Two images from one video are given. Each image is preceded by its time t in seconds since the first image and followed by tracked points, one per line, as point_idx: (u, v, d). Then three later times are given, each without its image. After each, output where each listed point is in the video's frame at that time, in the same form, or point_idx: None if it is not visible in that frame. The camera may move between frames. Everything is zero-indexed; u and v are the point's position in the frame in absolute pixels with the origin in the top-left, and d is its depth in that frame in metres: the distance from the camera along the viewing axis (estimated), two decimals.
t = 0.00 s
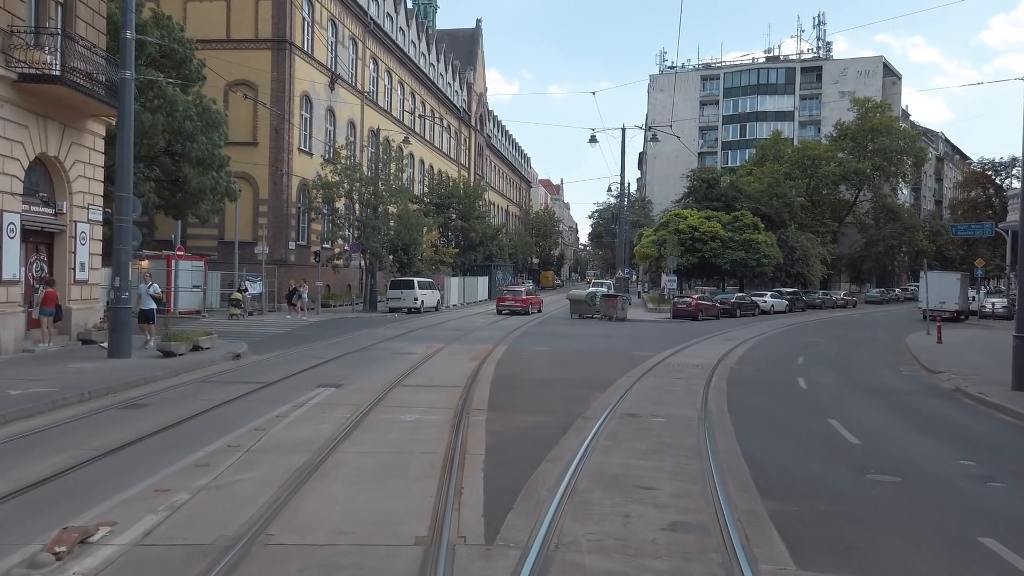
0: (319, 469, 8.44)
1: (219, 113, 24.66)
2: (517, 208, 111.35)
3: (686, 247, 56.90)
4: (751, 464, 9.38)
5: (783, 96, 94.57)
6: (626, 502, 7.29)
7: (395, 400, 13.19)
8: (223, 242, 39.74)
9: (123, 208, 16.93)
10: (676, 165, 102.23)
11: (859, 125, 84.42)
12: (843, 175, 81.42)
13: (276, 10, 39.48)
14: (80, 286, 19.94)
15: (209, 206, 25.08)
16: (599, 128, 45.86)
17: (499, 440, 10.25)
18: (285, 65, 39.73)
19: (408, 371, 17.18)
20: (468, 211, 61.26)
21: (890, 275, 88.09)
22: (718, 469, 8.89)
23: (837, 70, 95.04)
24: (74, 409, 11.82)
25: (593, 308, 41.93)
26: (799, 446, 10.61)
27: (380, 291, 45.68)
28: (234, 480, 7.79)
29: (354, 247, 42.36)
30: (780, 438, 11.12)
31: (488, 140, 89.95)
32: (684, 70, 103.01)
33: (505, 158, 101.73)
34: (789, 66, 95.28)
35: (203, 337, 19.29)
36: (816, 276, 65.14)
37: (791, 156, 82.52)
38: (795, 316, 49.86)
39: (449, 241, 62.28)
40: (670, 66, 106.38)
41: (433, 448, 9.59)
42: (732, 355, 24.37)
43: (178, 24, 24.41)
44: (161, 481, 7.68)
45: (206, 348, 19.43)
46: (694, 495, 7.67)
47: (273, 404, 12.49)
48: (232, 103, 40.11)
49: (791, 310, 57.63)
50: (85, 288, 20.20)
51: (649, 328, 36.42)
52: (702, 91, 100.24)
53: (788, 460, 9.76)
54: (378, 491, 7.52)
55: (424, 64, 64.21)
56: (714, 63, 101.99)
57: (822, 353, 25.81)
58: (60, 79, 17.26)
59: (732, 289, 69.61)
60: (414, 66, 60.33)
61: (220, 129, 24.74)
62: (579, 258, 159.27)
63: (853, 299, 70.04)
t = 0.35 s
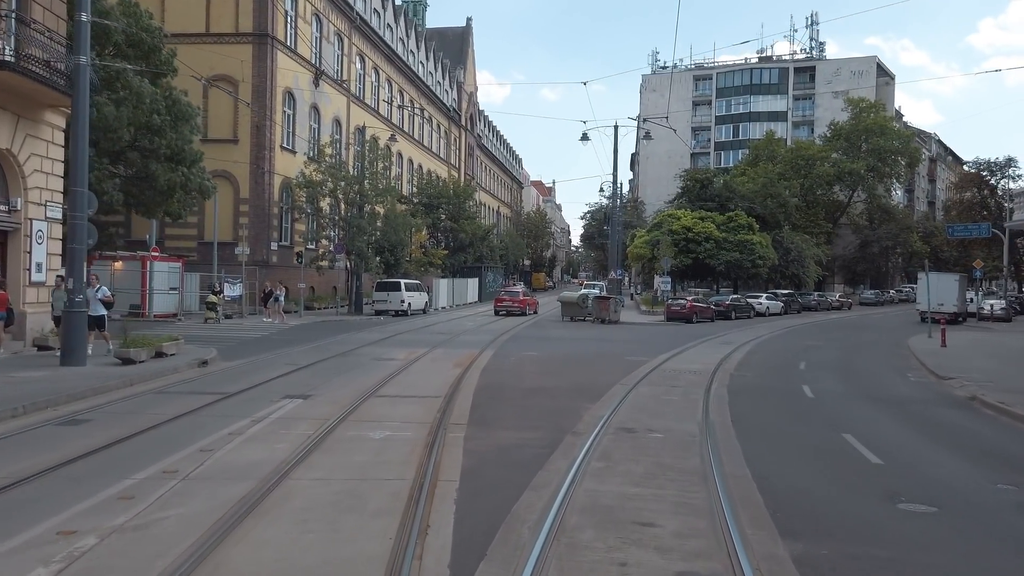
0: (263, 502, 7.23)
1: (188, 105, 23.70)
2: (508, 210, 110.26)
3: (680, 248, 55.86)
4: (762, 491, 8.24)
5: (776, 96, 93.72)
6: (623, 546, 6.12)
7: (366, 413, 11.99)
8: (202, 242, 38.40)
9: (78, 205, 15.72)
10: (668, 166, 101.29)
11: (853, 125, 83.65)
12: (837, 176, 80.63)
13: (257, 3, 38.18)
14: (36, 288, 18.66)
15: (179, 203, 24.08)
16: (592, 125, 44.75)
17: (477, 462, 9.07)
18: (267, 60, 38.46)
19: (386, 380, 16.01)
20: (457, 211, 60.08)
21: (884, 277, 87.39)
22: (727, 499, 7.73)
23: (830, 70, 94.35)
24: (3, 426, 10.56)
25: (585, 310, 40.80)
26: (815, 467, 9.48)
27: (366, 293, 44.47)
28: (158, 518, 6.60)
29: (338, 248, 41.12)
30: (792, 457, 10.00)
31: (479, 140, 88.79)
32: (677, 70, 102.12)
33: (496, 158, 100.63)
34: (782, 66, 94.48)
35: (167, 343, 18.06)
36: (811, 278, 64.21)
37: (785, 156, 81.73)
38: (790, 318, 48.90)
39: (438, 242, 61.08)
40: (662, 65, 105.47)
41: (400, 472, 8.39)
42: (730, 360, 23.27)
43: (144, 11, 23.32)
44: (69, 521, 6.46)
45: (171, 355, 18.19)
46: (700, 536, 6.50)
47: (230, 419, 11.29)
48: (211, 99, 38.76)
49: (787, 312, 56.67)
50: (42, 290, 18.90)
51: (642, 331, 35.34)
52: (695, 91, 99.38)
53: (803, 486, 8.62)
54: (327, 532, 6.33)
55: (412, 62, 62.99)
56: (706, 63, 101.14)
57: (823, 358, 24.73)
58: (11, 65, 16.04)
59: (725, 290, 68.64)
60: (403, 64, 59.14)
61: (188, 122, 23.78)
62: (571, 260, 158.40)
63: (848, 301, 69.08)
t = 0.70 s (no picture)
0: (186, 544, 6.05)
1: (152, 96, 22.65)
2: (499, 209, 109.11)
3: (673, 249, 54.80)
4: (777, 526, 7.12)
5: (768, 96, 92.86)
6: None
7: (331, 428, 10.80)
8: (179, 242, 37.03)
9: (24, 197, 14.52)
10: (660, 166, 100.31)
11: (846, 125, 82.91)
12: (830, 176, 79.83)
13: None
14: None
15: (144, 201, 22.68)
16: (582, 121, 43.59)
17: (447, 488, 7.90)
18: (246, 53, 37.14)
19: (359, 388, 14.79)
20: (445, 210, 58.84)
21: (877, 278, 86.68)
22: (739, 539, 6.59)
23: (822, 70, 93.60)
24: None
25: (575, 312, 39.63)
26: (834, 495, 8.37)
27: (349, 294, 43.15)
28: (49, 571, 5.42)
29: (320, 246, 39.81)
30: (807, 482, 8.88)
31: (468, 139, 87.61)
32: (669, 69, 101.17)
33: (486, 158, 99.45)
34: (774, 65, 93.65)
35: (124, 348, 16.80)
36: (805, 279, 63.29)
37: (777, 156, 80.90)
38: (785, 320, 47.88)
39: (426, 242, 59.82)
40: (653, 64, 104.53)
41: (356, 503, 7.21)
42: (727, 363, 22.15)
43: None
44: None
45: (129, 361, 16.95)
46: None
47: (174, 437, 10.06)
48: (189, 93, 37.39)
49: (780, 313, 55.69)
50: None
51: (634, 333, 34.26)
52: (686, 91, 98.45)
53: (828, 519, 7.44)
54: None
55: (400, 58, 61.78)
56: (698, 62, 100.25)
57: (824, 362, 23.62)
58: None
59: (718, 291, 67.69)
60: (390, 60, 57.87)
61: (151, 114, 22.76)
62: (563, 260, 157.43)
63: (842, 302, 68.21)
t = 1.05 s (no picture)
0: None
1: (117, 85, 21.84)
2: (489, 208, 107.91)
3: (666, 247, 53.63)
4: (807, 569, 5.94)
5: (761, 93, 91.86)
6: None
7: (286, 446, 9.55)
8: (155, 240, 35.65)
9: None
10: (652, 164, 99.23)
11: (840, 122, 82.05)
12: (824, 173, 78.91)
13: None
14: None
15: (106, 193, 22.12)
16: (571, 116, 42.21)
17: (409, 524, 6.68)
18: (224, 43, 35.82)
19: (327, 397, 13.54)
20: (434, 208, 57.56)
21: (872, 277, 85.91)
22: None
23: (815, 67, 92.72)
24: None
25: (566, 312, 38.46)
26: (866, 529, 7.20)
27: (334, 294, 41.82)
28: None
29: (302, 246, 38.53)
30: (830, 511, 7.71)
31: (458, 137, 86.33)
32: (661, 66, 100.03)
33: (476, 155, 98.20)
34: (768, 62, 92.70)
35: (75, 353, 15.51)
36: (799, 278, 62.24)
37: (771, 154, 79.97)
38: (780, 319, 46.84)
39: (414, 240, 58.56)
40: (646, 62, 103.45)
41: (297, 548, 5.98)
42: (725, 366, 21.01)
43: None
44: None
45: (81, 367, 15.66)
46: None
47: (105, 457, 8.83)
48: (165, 85, 35.99)
49: (776, 312, 54.63)
50: None
51: (626, 334, 33.14)
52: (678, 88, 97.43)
53: (861, 559, 6.30)
54: None
55: (387, 53, 60.53)
56: (691, 58, 99.23)
57: (826, 364, 22.52)
58: None
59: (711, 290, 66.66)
60: (376, 54, 56.54)
61: (116, 104, 21.95)
62: (554, 260, 156.37)
63: (837, 301, 67.25)
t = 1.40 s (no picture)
0: None
1: (77, 71, 20.15)
2: (480, 207, 106.73)
3: (659, 245, 52.48)
4: None
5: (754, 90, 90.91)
6: None
7: (232, 469, 8.34)
8: (129, 238, 34.30)
9: None
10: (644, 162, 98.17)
11: (834, 119, 81.14)
12: (819, 171, 78.01)
13: None
14: None
15: (60, 187, 20.51)
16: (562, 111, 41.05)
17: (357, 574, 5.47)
18: (201, 34, 34.53)
19: (292, 407, 12.30)
20: (423, 207, 56.29)
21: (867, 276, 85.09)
22: None
23: (809, 64, 91.83)
24: None
25: (557, 312, 37.27)
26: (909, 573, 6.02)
27: (318, 294, 40.51)
28: None
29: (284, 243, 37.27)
30: (864, 549, 6.54)
31: (448, 134, 85.11)
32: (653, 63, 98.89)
33: (467, 154, 96.96)
34: (761, 59, 91.76)
35: (21, 360, 14.27)
36: (795, 277, 61.24)
37: (764, 151, 79.02)
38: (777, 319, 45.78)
39: (402, 239, 57.25)
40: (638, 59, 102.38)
41: None
42: (725, 369, 19.89)
43: None
44: None
45: (28, 374, 14.41)
46: None
47: (15, 484, 7.61)
48: (140, 78, 34.61)
49: (771, 312, 53.60)
50: None
51: (619, 335, 31.97)
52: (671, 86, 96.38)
53: None
54: None
55: (374, 48, 59.24)
56: (683, 55, 98.22)
57: (829, 367, 21.39)
58: None
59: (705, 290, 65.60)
60: (363, 48, 55.24)
61: (74, 90, 20.27)
62: (547, 259, 155.22)
63: (833, 300, 66.34)
